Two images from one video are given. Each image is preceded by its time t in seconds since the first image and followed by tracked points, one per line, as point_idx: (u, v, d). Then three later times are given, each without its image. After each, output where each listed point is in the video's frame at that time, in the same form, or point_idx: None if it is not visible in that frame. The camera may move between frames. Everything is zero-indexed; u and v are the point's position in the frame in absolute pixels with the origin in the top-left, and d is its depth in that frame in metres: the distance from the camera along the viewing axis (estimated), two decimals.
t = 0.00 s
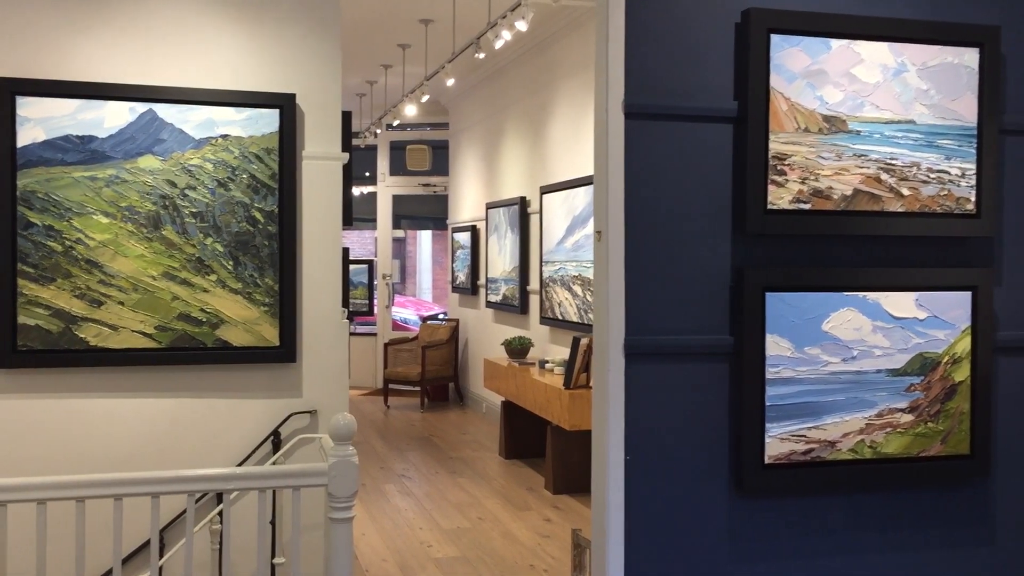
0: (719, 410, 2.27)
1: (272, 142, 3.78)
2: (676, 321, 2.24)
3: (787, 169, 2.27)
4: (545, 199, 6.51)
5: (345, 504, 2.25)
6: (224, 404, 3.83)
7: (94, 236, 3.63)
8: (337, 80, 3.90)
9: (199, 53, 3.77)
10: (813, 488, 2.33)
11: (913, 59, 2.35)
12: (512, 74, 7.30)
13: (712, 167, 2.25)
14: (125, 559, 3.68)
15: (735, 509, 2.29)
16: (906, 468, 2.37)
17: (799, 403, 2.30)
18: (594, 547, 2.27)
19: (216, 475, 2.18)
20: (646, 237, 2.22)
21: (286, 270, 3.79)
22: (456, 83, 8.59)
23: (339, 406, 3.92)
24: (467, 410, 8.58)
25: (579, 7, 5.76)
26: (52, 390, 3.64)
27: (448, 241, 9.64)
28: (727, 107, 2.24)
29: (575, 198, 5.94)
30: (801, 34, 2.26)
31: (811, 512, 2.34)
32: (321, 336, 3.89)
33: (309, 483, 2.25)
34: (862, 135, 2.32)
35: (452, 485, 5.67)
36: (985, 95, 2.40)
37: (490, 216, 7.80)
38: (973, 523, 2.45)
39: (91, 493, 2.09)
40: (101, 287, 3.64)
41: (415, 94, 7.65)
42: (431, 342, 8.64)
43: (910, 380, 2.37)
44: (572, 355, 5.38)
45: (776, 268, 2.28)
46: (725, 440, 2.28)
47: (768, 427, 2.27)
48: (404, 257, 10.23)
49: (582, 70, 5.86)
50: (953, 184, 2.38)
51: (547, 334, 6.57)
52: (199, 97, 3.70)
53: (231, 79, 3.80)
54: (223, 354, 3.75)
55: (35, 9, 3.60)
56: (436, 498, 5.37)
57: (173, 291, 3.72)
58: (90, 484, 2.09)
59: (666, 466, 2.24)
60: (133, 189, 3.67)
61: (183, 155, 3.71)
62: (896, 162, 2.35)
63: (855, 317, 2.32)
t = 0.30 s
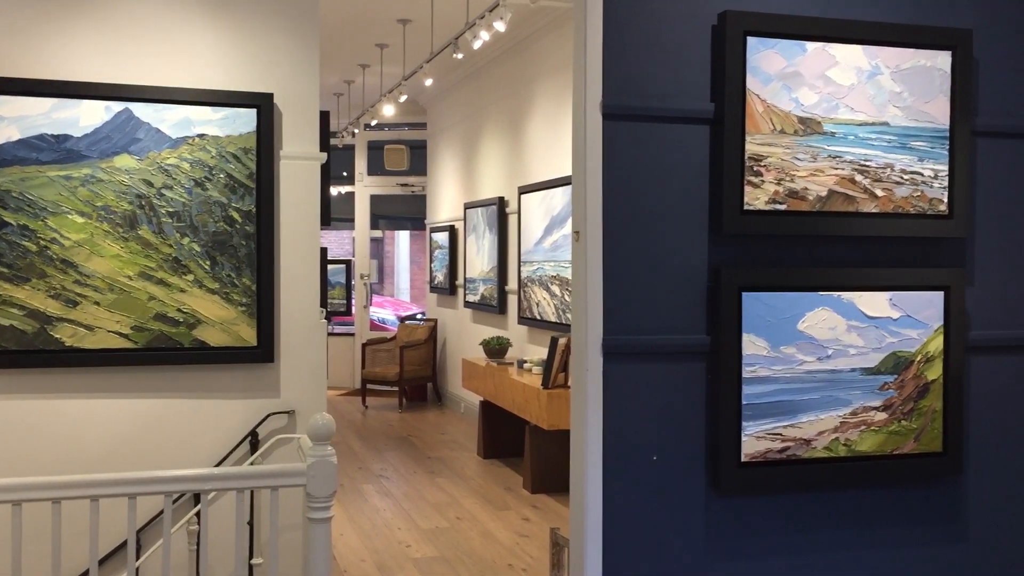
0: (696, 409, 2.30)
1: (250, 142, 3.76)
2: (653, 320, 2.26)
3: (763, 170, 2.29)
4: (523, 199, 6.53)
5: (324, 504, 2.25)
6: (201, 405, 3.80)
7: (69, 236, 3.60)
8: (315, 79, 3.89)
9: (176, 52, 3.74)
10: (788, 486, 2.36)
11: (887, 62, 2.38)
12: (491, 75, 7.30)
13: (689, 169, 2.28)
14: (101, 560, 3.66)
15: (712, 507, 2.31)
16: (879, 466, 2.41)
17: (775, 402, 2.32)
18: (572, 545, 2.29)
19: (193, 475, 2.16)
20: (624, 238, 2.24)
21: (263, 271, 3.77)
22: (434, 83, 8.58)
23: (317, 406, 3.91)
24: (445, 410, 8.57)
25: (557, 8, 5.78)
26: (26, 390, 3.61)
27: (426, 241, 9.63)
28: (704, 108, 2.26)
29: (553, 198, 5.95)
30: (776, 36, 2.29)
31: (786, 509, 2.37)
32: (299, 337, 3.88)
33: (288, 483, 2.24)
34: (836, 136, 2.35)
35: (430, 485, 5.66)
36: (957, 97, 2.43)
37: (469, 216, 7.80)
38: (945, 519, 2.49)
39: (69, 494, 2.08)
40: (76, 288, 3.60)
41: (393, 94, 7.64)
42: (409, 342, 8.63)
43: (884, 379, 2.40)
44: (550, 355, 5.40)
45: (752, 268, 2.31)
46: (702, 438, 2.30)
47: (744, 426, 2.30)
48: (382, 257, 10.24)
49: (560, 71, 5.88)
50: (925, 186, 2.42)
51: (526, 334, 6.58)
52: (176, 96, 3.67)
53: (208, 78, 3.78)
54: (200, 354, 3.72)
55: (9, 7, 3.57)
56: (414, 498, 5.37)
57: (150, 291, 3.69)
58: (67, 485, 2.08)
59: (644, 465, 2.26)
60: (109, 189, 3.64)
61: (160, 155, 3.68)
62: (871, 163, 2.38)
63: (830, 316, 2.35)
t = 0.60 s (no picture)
0: (675, 407, 2.32)
1: (229, 142, 3.74)
2: (632, 320, 2.28)
3: (741, 172, 2.32)
4: (503, 200, 6.54)
5: (304, 504, 2.24)
6: (180, 405, 3.78)
7: (46, 235, 3.57)
8: (294, 79, 3.88)
9: (154, 51, 3.72)
10: (766, 484, 2.38)
11: (862, 65, 2.42)
12: (471, 75, 7.31)
13: (668, 171, 2.30)
14: (78, 562, 3.63)
15: (691, 505, 2.34)
16: (856, 463, 2.44)
17: (754, 401, 2.35)
18: (552, 543, 2.31)
19: (173, 475, 2.16)
20: (604, 239, 2.26)
21: (243, 271, 3.75)
22: (414, 83, 8.58)
23: (297, 407, 3.90)
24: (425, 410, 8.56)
25: (537, 9, 5.80)
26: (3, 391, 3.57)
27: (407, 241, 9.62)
28: (683, 110, 2.29)
29: (534, 198, 5.97)
30: (754, 39, 2.32)
31: (764, 507, 2.40)
32: (279, 337, 3.87)
33: (268, 484, 2.24)
34: (813, 138, 2.38)
35: (410, 485, 5.66)
36: (932, 99, 2.47)
37: (449, 216, 7.80)
38: (920, 516, 2.53)
39: (47, 496, 2.06)
40: (53, 288, 3.57)
41: (373, 94, 7.62)
42: (389, 342, 8.61)
43: (861, 378, 2.43)
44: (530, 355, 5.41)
45: (730, 268, 2.33)
46: (681, 437, 2.33)
47: (723, 425, 2.32)
48: (362, 257, 10.20)
49: (540, 71, 5.89)
50: (901, 187, 2.45)
51: (506, 334, 6.59)
52: (154, 95, 3.65)
53: (187, 78, 3.76)
54: (178, 354, 3.70)
55: None
56: (395, 498, 5.36)
57: (128, 291, 3.66)
58: (46, 485, 2.07)
59: (624, 463, 2.28)
60: (87, 188, 3.61)
61: (138, 154, 3.66)
62: (847, 165, 2.41)
63: (807, 316, 2.38)
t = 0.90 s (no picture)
0: (656, 407, 2.34)
1: (210, 142, 3.73)
2: (613, 321, 2.30)
3: (721, 173, 2.34)
4: (485, 201, 6.55)
5: (285, 505, 2.24)
6: (160, 406, 3.76)
7: (25, 236, 3.54)
8: (275, 79, 3.87)
9: (134, 51, 3.70)
10: (746, 482, 2.41)
11: (840, 67, 2.45)
12: (452, 76, 7.31)
13: (648, 173, 2.33)
14: (58, 564, 3.61)
15: (670, 504, 2.36)
16: (834, 462, 2.46)
17: (733, 400, 2.37)
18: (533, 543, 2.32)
19: (154, 476, 2.15)
20: (584, 241, 2.28)
21: (224, 271, 3.73)
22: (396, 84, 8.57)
23: (278, 408, 3.89)
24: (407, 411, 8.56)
25: (518, 10, 5.82)
26: None
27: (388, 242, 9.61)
28: (663, 112, 2.31)
29: (515, 200, 5.98)
30: (733, 41, 2.34)
31: (743, 506, 2.42)
32: (260, 338, 3.86)
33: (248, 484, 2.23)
34: (792, 140, 2.40)
35: (392, 486, 5.65)
36: (909, 102, 2.50)
37: (430, 217, 7.80)
38: (897, 513, 2.56)
39: (27, 497, 2.05)
40: (32, 289, 3.55)
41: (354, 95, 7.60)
42: (371, 343, 8.60)
43: (839, 378, 2.46)
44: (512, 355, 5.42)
45: (709, 269, 2.36)
46: (661, 437, 2.35)
47: (703, 424, 2.35)
48: (343, 258, 10.18)
49: (522, 73, 5.90)
50: (878, 189, 2.48)
51: (487, 334, 6.60)
52: (135, 96, 3.63)
53: (167, 78, 3.74)
54: (158, 355, 3.68)
55: None
56: (377, 499, 5.36)
57: (108, 292, 3.64)
58: (27, 487, 2.06)
59: (605, 463, 2.30)
60: (66, 189, 3.58)
61: (118, 155, 3.64)
62: (825, 167, 2.44)
63: (786, 316, 2.41)
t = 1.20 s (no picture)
0: (636, 406, 2.36)
1: (189, 143, 3.70)
2: (594, 321, 2.31)
3: (701, 174, 2.36)
4: (465, 201, 6.54)
5: (266, 506, 2.23)
6: (139, 408, 3.73)
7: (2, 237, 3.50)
8: (255, 79, 3.85)
9: (112, 50, 3.66)
10: (726, 481, 2.43)
11: (819, 70, 2.47)
12: (432, 76, 7.31)
13: (629, 174, 2.34)
14: (35, 567, 3.57)
15: (651, 503, 2.37)
16: (813, 461, 2.49)
17: (713, 400, 2.39)
18: (515, 543, 2.33)
19: (133, 478, 2.13)
20: (566, 241, 2.29)
21: (203, 272, 3.71)
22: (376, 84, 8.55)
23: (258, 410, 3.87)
24: (387, 412, 8.53)
25: (498, 11, 5.83)
26: None
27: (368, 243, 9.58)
28: (644, 114, 2.33)
29: (496, 200, 5.98)
30: (713, 43, 2.36)
31: (724, 505, 2.44)
32: (240, 339, 3.83)
33: (228, 486, 2.22)
34: (771, 141, 2.42)
35: (372, 488, 5.63)
36: (886, 104, 2.52)
37: (411, 218, 7.78)
38: (874, 511, 2.59)
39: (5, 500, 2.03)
40: (9, 290, 3.51)
41: (334, 95, 7.57)
42: (351, 344, 8.57)
43: (818, 377, 2.49)
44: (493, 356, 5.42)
45: (689, 269, 2.37)
46: (642, 436, 2.36)
47: (684, 424, 2.36)
48: (322, 260, 10.12)
49: (503, 73, 5.91)
50: (856, 190, 2.51)
51: (468, 335, 6.59)
52: (113, 95, 3.60)
53: (146, 78, 3.71)
54: (137, 356, 3.65)
55: None
56: (357, 500, 5.34)
57: (86, 293, 3.60)
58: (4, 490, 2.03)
59: (586, 463, 2.31)
60: (43, 189, 3.54)
61: (96, 155, 3.60)
62: (804, 168, 2.46)
63: (765, 316, 2.43)
